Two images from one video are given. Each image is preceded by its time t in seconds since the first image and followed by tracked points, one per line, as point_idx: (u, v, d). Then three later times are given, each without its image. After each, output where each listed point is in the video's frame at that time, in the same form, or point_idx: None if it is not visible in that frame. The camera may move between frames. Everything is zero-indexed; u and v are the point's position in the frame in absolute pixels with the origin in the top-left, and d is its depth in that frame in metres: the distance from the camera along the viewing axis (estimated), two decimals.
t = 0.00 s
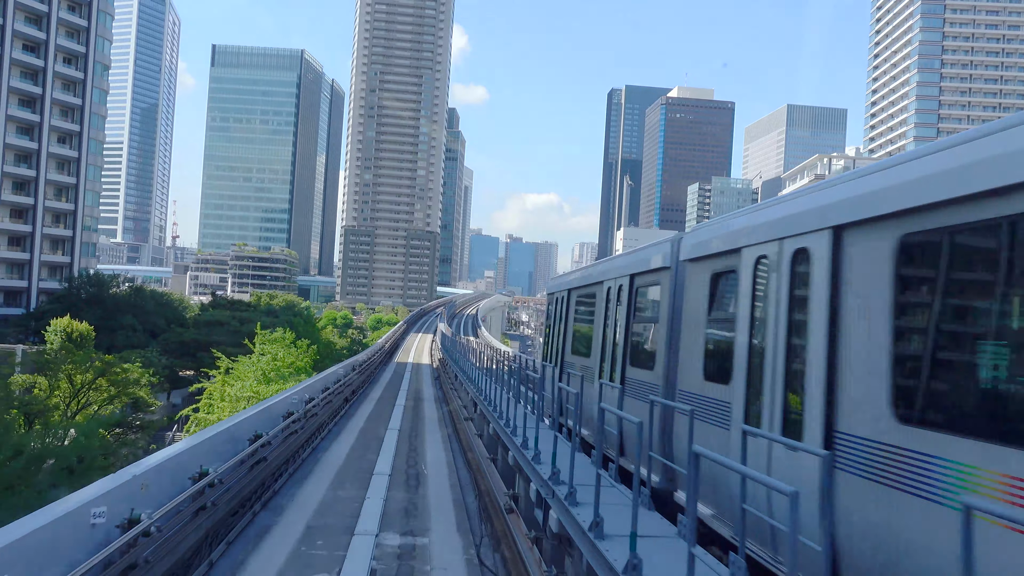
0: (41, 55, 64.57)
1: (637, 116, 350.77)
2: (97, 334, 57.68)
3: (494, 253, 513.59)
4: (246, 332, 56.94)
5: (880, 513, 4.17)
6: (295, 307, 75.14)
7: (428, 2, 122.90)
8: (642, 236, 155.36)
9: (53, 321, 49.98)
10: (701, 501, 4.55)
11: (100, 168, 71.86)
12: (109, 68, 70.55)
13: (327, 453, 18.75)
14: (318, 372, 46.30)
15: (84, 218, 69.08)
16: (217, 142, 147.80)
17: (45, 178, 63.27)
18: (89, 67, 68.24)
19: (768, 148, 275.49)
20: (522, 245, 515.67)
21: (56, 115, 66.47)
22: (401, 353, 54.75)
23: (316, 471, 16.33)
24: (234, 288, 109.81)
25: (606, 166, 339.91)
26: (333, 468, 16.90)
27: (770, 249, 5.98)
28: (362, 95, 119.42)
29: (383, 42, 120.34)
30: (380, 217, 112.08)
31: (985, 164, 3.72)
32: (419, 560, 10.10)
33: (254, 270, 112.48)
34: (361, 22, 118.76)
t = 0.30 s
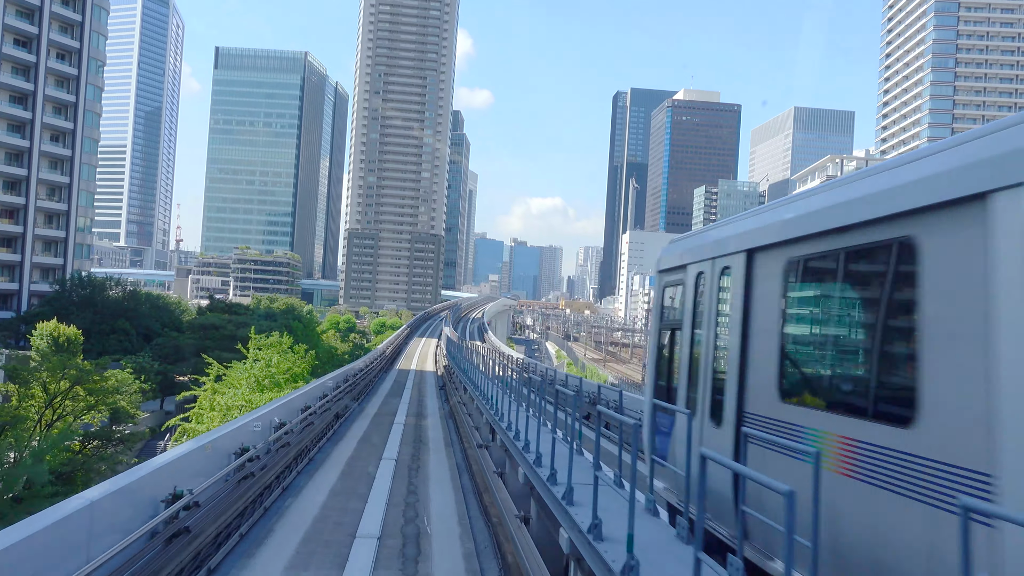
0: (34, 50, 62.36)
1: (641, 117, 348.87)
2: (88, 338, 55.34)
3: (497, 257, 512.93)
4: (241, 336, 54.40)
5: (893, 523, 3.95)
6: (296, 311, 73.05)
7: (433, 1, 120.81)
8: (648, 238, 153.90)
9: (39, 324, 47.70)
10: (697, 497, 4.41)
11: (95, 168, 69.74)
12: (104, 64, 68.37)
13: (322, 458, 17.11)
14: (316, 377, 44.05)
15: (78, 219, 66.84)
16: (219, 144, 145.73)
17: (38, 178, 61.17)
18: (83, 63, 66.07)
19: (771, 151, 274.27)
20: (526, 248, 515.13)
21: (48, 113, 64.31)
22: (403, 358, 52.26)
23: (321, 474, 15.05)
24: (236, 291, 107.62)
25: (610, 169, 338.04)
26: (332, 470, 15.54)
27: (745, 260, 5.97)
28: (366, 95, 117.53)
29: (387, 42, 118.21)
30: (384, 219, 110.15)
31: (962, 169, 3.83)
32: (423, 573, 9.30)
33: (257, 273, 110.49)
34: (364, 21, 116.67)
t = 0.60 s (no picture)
0: (25, 45, 60.07)
1: (647, 118, 346.43)
2: (78, 342, 53.06)
3: (503, 262, 512.39)
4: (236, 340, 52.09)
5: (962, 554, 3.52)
6: (297, 315, 70.88)
7: None
8: (655, 240, 151.73)
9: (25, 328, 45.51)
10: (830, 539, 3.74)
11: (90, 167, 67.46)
12: (99, 60, 66.09)
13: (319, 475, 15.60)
14: (317, 383, 41.79)
15: (71, 219, 64.56)
16: (222, 146, 143.89)
17: (30, 176, 58.98)
18: (77, 59, 63.81)
19: (778, 156, 272.85)
20: (531, 251, 514.79)
21: (41, 109, 62.04)
22: (407, 364, 49.91)
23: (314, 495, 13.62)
24: (238, 295, 105.41)
25: (616, 170, 336.00)
26: (327, 493, 14.11)
27: None
28: (370, 96, 115.22)
29: (392, 41, 116.02)
30: (389, 223, 108.09)
31: None
32: None
33: (260, 276, 108.42)
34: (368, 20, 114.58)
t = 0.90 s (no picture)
0: (17, 40, 58.00)
1: (654, 122, 344.14)
2: (69, 348, 50.79)
3: (509, 266, 512.23)
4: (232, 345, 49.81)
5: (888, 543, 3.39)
6: (298, 319, 68.42)
7: None
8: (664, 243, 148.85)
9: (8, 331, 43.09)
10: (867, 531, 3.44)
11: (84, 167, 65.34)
12: (94, 56, 64.06)
13: (318, 489, 13.83)
14: (313, 391, 39.64)
15: (64, 220, 62.29)
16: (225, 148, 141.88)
17: (21, 176, 56.92)
18: (71, 54, 61.88)
19: (785, 158, 271.23)
20: (537, 255, 514.78)
21: (33, 107, 59.85)
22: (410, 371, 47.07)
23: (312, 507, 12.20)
24: (240, 299, 103.19)
25: (623, 174, 333.07)
26: (333, 502, 12.84)
27: None
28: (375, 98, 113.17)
29: (396, 41, 113.77)
30: (394, 226, 105.90)
31: None
32: None
33: (263, 280, 106.08)
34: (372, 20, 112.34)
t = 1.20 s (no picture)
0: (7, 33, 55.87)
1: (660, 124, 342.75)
2: (61, 354, 48.58)
3: (514, 269, 511.44)
4: (227, 350, 47.62)
5: None
6: (300, 322, 66.26)
7: None
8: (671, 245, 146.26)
9: None
10: None
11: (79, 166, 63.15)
12: (89, 50, 61.88)
13: (309, 515, 12.17)
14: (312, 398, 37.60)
15: (58, 221, 60.17)
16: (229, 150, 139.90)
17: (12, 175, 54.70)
18: (64, 50, 59.80)
19: (792, 160, 269.20)
20: (543, 258, 514.29)
21: (25, 103, 57.67)
22: (414, 378, 44.47)
23: (301, 539, 10.64)
24: (244, 303, 101.07)
25: (628, 176, 330.57)
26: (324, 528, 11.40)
27: None
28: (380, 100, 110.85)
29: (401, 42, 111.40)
30: (399, 229, 103.64)
31: None
32: None
33: (266, 283, 103.96)
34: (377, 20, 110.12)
